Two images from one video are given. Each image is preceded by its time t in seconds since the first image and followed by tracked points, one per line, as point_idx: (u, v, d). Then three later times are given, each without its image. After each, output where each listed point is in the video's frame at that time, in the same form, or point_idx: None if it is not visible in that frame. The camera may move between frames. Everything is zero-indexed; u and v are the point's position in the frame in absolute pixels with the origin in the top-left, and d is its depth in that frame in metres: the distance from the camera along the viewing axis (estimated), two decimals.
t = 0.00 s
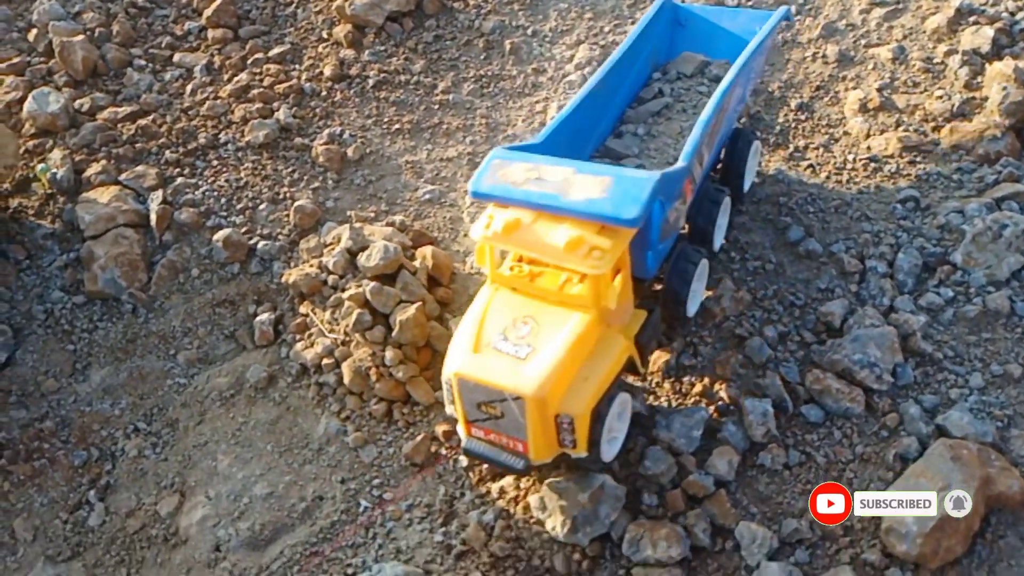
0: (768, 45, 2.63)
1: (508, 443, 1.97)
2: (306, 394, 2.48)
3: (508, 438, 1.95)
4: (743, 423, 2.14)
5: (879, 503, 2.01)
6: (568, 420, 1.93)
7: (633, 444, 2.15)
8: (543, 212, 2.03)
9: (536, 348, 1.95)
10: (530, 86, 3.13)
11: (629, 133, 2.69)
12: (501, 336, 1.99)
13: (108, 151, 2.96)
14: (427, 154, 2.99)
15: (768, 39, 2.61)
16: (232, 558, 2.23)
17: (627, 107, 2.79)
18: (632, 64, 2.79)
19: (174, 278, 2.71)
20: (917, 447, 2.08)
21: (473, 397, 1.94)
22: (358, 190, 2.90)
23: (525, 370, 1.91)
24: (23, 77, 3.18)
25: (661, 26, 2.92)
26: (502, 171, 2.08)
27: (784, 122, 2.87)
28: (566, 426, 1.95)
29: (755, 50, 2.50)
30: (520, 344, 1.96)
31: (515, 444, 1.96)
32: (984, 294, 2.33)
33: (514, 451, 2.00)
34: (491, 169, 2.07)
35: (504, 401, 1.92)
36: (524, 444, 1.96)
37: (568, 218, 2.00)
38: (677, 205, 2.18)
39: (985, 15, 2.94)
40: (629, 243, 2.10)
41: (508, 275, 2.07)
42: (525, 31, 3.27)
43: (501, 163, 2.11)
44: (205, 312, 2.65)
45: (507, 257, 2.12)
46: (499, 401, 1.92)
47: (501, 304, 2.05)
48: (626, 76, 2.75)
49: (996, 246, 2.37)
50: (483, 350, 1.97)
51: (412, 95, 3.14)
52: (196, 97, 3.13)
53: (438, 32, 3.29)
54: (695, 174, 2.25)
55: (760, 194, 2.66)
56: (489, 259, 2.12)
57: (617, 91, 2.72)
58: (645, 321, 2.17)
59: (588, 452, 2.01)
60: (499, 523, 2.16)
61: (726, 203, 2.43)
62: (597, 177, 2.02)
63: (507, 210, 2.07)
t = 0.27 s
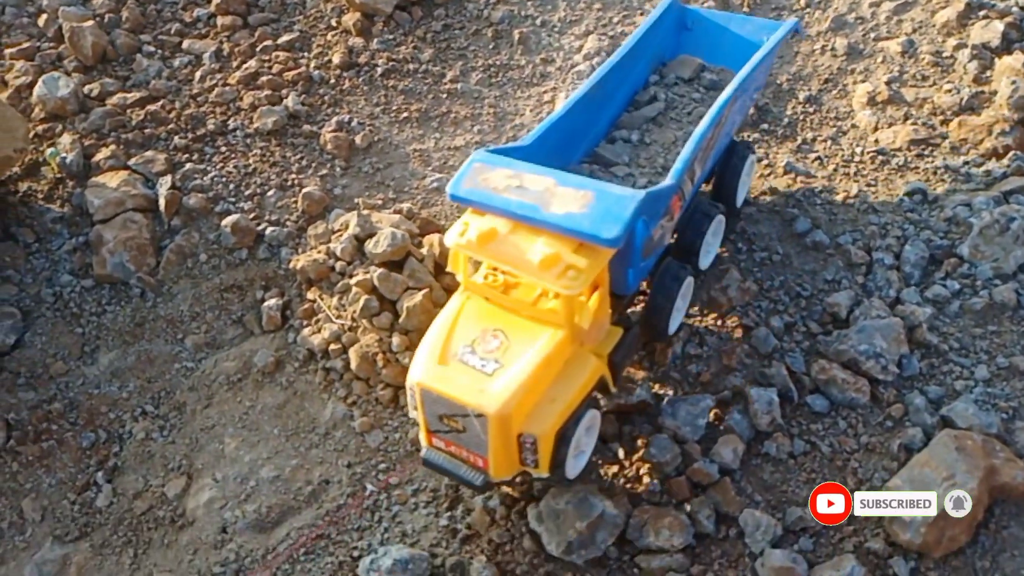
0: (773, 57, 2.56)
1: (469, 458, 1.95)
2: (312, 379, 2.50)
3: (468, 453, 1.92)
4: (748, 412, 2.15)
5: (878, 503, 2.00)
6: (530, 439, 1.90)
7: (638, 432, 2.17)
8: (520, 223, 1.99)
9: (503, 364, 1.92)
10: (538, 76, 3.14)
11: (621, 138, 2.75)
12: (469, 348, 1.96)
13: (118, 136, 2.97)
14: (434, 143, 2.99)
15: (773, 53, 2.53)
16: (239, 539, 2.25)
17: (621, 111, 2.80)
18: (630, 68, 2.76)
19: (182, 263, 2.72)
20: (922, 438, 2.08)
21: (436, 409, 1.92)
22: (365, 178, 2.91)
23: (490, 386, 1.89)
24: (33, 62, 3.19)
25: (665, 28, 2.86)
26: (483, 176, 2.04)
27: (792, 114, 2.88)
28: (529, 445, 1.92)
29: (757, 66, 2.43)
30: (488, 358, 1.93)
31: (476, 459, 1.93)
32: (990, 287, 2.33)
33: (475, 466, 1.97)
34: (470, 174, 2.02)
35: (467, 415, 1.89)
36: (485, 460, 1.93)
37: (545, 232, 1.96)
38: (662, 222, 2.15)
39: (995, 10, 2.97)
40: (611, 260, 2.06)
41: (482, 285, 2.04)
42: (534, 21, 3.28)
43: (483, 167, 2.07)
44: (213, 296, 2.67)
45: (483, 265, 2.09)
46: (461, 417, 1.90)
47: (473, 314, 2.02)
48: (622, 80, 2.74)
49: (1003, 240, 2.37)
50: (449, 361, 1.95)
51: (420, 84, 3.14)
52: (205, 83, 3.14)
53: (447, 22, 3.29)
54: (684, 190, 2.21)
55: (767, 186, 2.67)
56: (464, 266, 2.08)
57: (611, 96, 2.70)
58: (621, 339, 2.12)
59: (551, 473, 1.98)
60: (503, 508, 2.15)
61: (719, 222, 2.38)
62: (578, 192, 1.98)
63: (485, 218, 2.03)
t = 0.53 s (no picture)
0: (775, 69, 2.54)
1: (452, 465, 1.91)
2: (321, 367, 2.51)
3: (451, 459, 1.88)
4: (755, 403, 2.15)
5: (878, 503, 2.00)
6: (515, 448, 1.86)
7: (645, 422, 2.17)
8: (512, 225, 1.95)
9: (490, 369, 1.88)
10: (547, 67, 3.14)
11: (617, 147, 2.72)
12: (456, 352, 1.92)
13: (128, 124, 2.98)
14: (443, 133, 3.00)
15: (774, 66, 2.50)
16: (247, 525, 2.26)
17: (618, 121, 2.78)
18: (629, 77, 2.74)
19: (191, 251, 2.73)
20: (928, 431, 2.09)
21: (420, 413, 1.89)
22: (374, 167, 2.91)
23: (475, 391, 1.85)
24: (44, 49, 3.20)
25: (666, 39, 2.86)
26: (475, 178, 2.01)
27: (802, 106, 2.88)
28: (514, 454, 1.87)
29: (757, 77, 2.40)
30: (474, 363, 1.89)
31: (459, 467, 1.90)
32: (999, 281, 2.33)
33: (458, 473, 1.93)
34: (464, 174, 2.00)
35: (450, 421, 1.85)
36: (468, 468, 1.89)
37: (537, 235, 1.93)
38: (658, 230, 2.09)
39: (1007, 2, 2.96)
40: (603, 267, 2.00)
41: (471, 287, 2.01)
42: (544, 11, 3.28)
43: (475, 168, 2.04)
44: (222, 284, 2.68)
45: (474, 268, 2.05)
46: (444, 422, 1.86)
47: (460, 317, 1.98)
48: (621, 89, 2.72)
49: (1012, 234, 2.38)
50: (435, 364, 1.91)
51: (429, 74, 3.15)
52: (215, 72, 3.15)
53: (456, 12, 3.30)
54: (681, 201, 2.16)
55: (776, 179, 2.67)
56: (453, 268, 2.05)
57: (609, 103, 2.68)
58: (613, 348, 2.07)
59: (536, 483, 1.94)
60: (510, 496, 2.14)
61: (715, 228, 2.34)
62: (572, 195, 1.95)
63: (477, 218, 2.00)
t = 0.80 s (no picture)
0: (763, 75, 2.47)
1: (416, 485, 1.86)
2: (327, 362, 2.52)
3: (413, 479, 1.83)
4: (760, 402, 2.16)
5: (879, 503, 2.01)
6: (477, 467, 1.80)
7: (650, 421, 2.18)
8: (475, 241, 1.91)
9: (451, 386, 1.83)
10: (554, 66, 3.15)
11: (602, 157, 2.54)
12: (418, 370, 1.88)
13: (136, 119, 2.99)
14: (450, 131, 3.01)
15: (763, 69, 2.46)
16: (253, 519, 2.28)
17: (604, 133, 2.64)
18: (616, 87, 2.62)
19: (199, 246, 2.75)
20: (932, 431, 2.10)
21: (382, 432, 1.84)
22: (382, 164, 2.93)
23: (435, 409, 1.79)
24: (54, 44, 3.21)
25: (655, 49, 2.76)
26: (440, 193, 1.97)
27: (808, 107, 2.89)
28: (477, 473, 1.82)
29: (741, 84, 2.33)
30: (436, 379, 1.85)
31: (422, 487, 1.85)
32: (1004, 283, 2.34)
33: (423, 494, 1.88)
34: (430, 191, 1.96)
35: (411, 440, 1.80)
36: (431, 488, 1.84)
37: (499, 250, 1.88)
38: (633, 242, 2.07)
39: (1015, 5, 2.97)
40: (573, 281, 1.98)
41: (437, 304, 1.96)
42: (551, 10, 3.29)
43: (442, 184, 1.99)
44: (230, 279, 2.70)
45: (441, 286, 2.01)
46: (406, 440, 1.81)
47: (425, 334, 1.94)
48: (606, 100, 2.60)
49: (1018, 236, 2.39)
50: (396, 382, 1.87)
51: (437, 72, 3.16)
52: (224, 68, 3.16)
53: (464, 11, 3.31)
54: (658, 211, 2.14)
55: (782, 180, 2.68)
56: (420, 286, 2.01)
57: (594, 114, 2.56)
58: (586, 366, 2.04)
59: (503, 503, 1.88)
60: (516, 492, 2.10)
61: (710, 243, 2.33)
62: (535, 209, 1.90)
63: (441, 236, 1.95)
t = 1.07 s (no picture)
0: (767, 100, 2.38)
1: (351, 505, 1.87)
2: (334, 363, 2.54)
3: (348, 500, 1.84)
4: (765, 407, 2.17)
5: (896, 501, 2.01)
6: (409, 496, 1.79)
7: (655, 424, 2.19)
8: (427, 269, 1.87)
9: (390, 413, 1.82)
10: (561, 70, 3.16)
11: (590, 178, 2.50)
12: (362, 392, 1.87)
13: (145, 121, 3.01)
14: (457, 134, 3.02)
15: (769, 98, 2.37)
16: (261, 520, 2.29)
17: (600, 151, 2.60)
18: (615, 104, 2.58)
19: (207, 248, 2.76)
20: (937, 436, 2.11)
21: (320, 451, 1.85)
22: (389, 167, 2.94)
23: (370, 436, 1.79)
24: (63, 47, 3.23)
25: (664, 64, 2.71)
26: (401, 216, 1.93)
27: (814, 112, 2.90)
28: (410, 501, 1.81)
29: (737, 115, 2.23)
30: (377, 404, 1.84)
31: (356, 508, 1.85)
32: (1009, 289, 2.35)
33: (359, 514, 1.88)
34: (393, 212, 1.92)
35: (345, 463, 1.81)
36: (365, 511, 1.84)
37: (449, 281, 1.83)
38: (597, 276, 2.00)
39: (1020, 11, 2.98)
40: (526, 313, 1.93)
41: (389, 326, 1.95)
42: (558, 14, 3.30)
43: (405, 206, 1.95)
44: (237, 281, 2.71)
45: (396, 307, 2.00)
46: (340, 462, 1.81)
47: (375, 356, 1.93)
48: (605, 117, 2.56)
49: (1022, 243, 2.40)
50: (340, 403, 1.87)
51: (444, 75, 3.17)
52: (231, 71, 3.17)
53: (471, 14, 3.33)
54: (631, 244, 2.06)
55: (788, 184, 2.69)
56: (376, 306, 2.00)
57: (588, 131, 2.51)
58: (538, 397, 2.01)
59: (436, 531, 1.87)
60: (523, 495, 2.10)
61: (691, 280, 2.27)
62: (488, 241, 1.85)
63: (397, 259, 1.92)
